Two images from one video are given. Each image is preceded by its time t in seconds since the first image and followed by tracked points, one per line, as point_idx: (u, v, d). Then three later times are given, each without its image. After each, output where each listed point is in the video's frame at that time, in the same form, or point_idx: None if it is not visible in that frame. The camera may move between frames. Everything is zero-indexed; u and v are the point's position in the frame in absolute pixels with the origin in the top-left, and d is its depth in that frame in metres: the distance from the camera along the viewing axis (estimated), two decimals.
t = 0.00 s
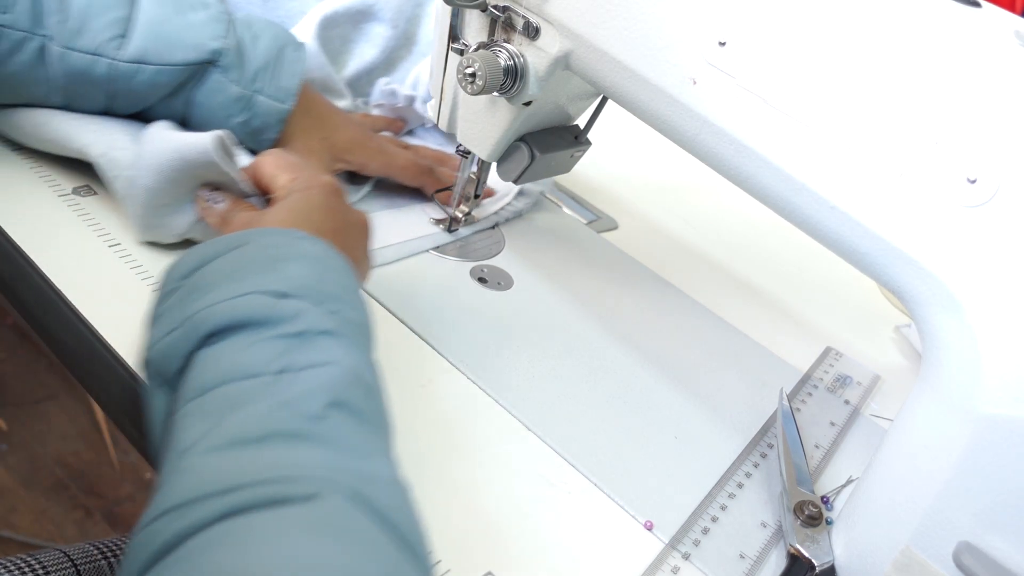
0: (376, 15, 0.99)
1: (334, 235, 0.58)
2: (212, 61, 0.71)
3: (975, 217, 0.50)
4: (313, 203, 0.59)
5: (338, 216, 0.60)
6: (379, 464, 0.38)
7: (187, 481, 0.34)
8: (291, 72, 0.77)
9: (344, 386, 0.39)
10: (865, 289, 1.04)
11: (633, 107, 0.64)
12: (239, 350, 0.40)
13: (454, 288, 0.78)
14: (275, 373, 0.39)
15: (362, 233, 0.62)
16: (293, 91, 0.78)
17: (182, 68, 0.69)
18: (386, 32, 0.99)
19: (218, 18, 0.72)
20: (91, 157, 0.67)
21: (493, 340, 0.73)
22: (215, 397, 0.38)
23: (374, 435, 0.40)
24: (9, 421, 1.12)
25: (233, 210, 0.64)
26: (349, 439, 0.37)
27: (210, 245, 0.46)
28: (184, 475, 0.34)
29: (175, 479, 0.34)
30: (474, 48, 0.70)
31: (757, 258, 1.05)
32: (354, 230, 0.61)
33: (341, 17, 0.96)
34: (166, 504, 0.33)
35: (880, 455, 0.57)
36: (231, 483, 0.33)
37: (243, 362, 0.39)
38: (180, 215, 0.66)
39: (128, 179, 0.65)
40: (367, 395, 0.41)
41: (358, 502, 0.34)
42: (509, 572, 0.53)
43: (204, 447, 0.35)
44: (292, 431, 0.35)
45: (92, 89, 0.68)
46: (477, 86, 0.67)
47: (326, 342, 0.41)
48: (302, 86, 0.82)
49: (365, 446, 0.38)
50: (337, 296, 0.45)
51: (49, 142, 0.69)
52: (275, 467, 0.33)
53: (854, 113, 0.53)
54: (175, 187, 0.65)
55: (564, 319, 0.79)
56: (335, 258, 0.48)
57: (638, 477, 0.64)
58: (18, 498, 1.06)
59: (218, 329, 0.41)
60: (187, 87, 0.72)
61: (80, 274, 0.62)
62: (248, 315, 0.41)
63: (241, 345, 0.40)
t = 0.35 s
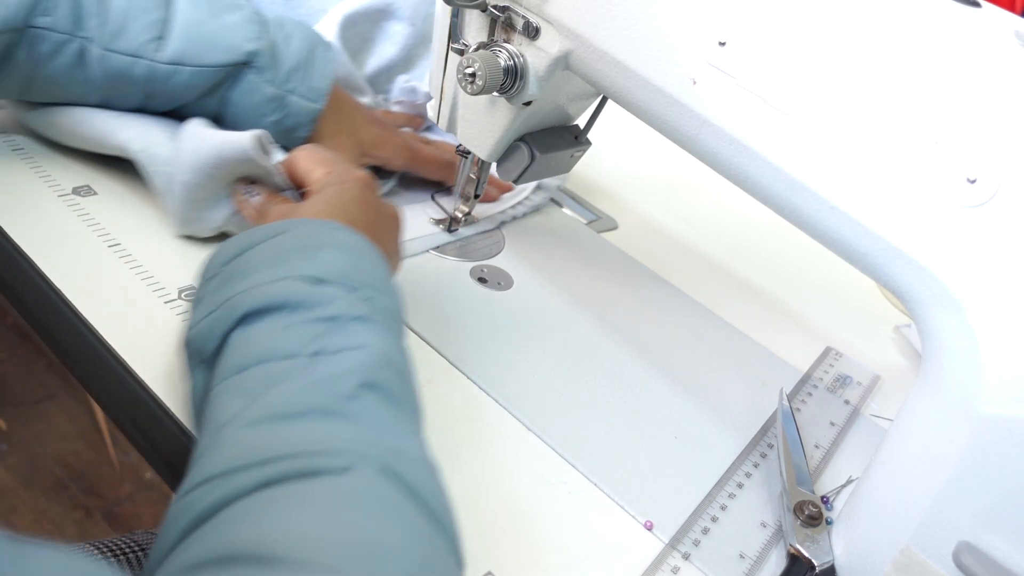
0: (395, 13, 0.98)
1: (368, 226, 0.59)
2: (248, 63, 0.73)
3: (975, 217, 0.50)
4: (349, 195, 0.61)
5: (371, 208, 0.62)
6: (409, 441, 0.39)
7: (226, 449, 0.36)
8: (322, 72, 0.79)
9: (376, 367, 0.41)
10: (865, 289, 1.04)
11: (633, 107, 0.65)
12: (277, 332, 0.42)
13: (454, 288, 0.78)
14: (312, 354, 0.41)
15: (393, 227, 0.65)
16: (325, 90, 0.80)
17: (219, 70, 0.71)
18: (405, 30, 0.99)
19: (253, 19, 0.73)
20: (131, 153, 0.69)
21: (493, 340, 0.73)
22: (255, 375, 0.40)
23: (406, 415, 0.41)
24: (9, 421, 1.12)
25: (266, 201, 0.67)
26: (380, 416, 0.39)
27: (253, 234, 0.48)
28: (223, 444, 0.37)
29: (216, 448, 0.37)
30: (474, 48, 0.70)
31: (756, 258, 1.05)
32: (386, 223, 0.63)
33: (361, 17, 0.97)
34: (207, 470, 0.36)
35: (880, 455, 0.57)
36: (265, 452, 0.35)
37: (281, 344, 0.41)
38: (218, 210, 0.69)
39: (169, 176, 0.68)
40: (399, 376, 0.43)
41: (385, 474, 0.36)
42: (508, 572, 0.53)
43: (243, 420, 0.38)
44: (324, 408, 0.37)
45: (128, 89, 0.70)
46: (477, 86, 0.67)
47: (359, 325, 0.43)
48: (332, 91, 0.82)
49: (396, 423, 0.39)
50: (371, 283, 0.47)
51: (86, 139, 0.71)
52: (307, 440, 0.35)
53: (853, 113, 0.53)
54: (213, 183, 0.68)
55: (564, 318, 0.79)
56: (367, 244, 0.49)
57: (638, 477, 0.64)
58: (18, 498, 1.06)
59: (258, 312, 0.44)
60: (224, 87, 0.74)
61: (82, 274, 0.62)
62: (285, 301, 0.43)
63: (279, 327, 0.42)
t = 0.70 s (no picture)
0: (420, 11, 0.99)
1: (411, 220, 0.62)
2: (290, 63, 0.77)
3: (974, 218, 0.50)
4: (390, 189, 0.64)
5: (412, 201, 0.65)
6: (439, 424, 0.44)
7: (270, 424, 0.41)
8: (361, 71, 0.83)
9: (411, 355, 0.45)
10: (865, 289, 1.04)
11: (632, 107, 0.65)
12: (321, 316, 0.47)
13: (454, 288, 0.78)
14: (352, 340, 0.46)
15: (434, 221, 0.67)
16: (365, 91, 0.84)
17: (262, 70, 0.76)
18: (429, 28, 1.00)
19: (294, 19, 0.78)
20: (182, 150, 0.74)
21: (493, 340, 0.73)
22: (299, 358, 0.45)
23: (437, 400, 0.46)
24: (9, 421, 1.13)
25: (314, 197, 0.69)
26: (412, 400, 0.43)
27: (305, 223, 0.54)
28: (268, 418, 0.42)
29: (263, 418, 0.42)
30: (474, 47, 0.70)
31: (756, 258, 1.05)
32: (428, 218, 0.66)
33: (386, 15, 0.98)
34: (252, 441, 0.41)
35: (880, 455, 0.57)
36: (306, 429, 0.40)
37: (322, 330, 0.46)
38: (265, 206, 0.73)
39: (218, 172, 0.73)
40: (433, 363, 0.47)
41: (415, 455, 0.40)
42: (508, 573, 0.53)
43: (286, 398, 0.43)
44: (361, 391, 0.42)
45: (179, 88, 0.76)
46: (477, 86, 0.67)
47: (397, 315, 0.47)
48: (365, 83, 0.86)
49: (427, 407, 0.44)
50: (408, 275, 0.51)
51: (142, 138, 0.76)
52: (345, 419, 0.40)
53: (854, 113, 0.53)
54: (261, 179, 0.72)
55: (565, 318, 0.79)
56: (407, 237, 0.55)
57: (638, 477, 0.64)
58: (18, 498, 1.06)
59: (304, 297, 0.49)
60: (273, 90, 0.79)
61: (80, 274, 0.62)
62: (330, 290, 0.48)
63: (320, 313, 0.47)
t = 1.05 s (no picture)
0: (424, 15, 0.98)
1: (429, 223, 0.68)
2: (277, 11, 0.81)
3: (974, 218, 0.50)
4: (412, 194, 0.70)
5: (433, 205, 0.70)
6: (450, 427, 0.45)
7: (285, 421, 0.43)
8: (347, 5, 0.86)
9: (427, 359, 0.47)
10: (865, 289, 1.04)
11: (633, 107, 0.65)
12: (340, 317, 0.49)
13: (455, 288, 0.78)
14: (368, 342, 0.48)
15: (451, 224, 0.72)
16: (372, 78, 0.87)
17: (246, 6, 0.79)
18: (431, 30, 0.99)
19: (304, 15, 0.83)
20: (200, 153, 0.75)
21: (493, 340, 0.73)
22: (316, 357, 0.47)
23: (449, 403, 0.48)
24: (9, 421, 1.13)
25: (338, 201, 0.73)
26: (426, 403, 0.45)
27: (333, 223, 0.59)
28: (282, 415, 0.43)
29: (277, 416, 0.44)
30: (474, 48, 0.71)
31: (756, 257, 1.05)
32: (446, 222, 0.71)
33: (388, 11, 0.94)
34: (265, 437, 0.42)
35: (880, 455, 0.57)
36: (320, 427, 0.41)
37: (339, 331, 0.48)
38: (290, 207, 0.75)
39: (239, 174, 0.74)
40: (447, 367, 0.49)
41: (423, 457, 0.42)
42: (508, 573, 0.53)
43: (300, 397, 0.44)
44: (375, 393, 0.44)
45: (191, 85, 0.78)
46: (477, 86, 0.67)
47: (414, 320, 0.50)
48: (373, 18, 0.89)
49: (439, 411, 0.46)
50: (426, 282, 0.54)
51: (155, 141, 0.77)
52: (359, 419, 0.42)
53: (853, 114, 0.53)
54: (285, 181, 0.73)
55: (565, 318, 0.79)
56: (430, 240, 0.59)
57: (638, 477, 0.64)
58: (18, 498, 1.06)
59: (325, 299, 0.51)
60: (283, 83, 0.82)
61: (81, 275, 0.62)
62: (352, 293, 0.50)
63: (340, 315, 0.49)
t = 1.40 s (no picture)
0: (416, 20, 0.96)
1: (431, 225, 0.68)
2: None
3: (973, 218, 0.50)
4: (413, 196, 0.70)
5: (433, 207, 0.71)
6: (440, 426, 0.45)
7: (275, 417, 0.43)
8: None
9: (420, 357, 0.47)
10: (865, 289, 1.05)
11: (633, 107, 0.65)
12: (335, 315, 0.49)
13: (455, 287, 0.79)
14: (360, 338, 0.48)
15: (453, 226, 0.73)
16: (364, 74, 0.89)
17: None
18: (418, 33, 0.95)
19: None
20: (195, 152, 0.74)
21: (494, 340, 0.73)
22: (309, 356, 0.47)
23: (442, 403, 0.48)
24: (9, 421, 1.13)
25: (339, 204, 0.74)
26: (417, 402, 0.45)
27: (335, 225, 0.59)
28: (272, 412, 0.43)
29: (267, 412, 0.44)
30: (474, 48, 0.71)
31: (755, 257, 1.05)
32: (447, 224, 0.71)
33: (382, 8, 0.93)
34: (255, 435, 0.42)
35: (880, 454, 0.57)
36: (310, 423, 0.41)
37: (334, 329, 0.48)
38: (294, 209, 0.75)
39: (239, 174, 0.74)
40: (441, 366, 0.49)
41: (406, 453, 0.41)
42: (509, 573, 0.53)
43: (292, 393, 0.44)
44: (367, 390, 0.44)
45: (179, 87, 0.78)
46: (477, 86, 0.67)
47: (408, 319, 0.50)
48: None
49: (431, 409, 0.46)
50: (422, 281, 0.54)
51: (152, 143, 0.77)
52: (348, 415, 0.42)
53: (853, 114, 0.53)
54: (288, 181, 0.73)
55: (565, 318, 0.80)
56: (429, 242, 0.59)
57: (638, 477, 0.64)
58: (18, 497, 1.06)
59: (321, 297, 0.52)
60: (283, 87, 0.85)
61: (82, 275, 0.63)
62: (348, 292, 0.51)
63: (336, 313, 0.50)
